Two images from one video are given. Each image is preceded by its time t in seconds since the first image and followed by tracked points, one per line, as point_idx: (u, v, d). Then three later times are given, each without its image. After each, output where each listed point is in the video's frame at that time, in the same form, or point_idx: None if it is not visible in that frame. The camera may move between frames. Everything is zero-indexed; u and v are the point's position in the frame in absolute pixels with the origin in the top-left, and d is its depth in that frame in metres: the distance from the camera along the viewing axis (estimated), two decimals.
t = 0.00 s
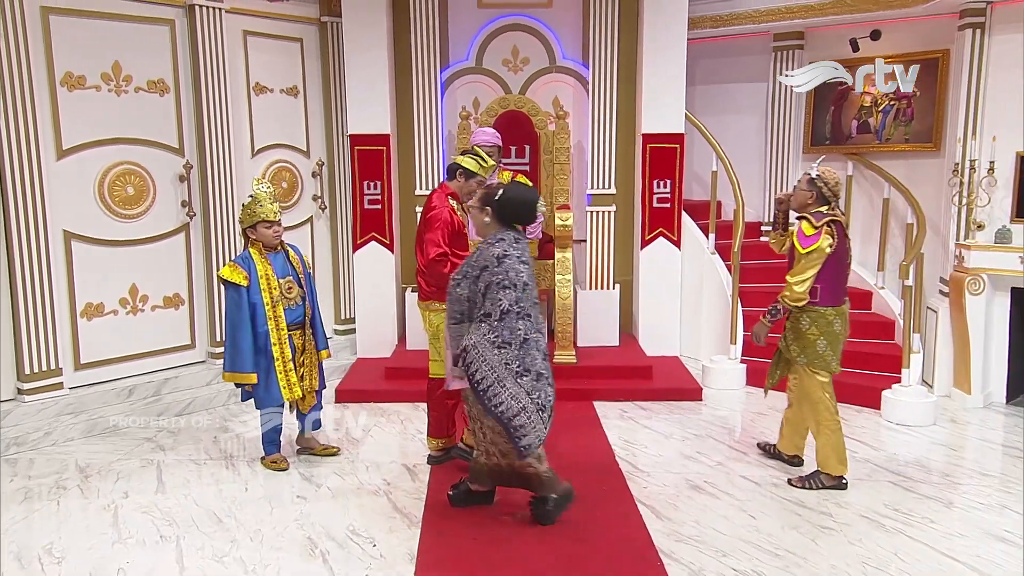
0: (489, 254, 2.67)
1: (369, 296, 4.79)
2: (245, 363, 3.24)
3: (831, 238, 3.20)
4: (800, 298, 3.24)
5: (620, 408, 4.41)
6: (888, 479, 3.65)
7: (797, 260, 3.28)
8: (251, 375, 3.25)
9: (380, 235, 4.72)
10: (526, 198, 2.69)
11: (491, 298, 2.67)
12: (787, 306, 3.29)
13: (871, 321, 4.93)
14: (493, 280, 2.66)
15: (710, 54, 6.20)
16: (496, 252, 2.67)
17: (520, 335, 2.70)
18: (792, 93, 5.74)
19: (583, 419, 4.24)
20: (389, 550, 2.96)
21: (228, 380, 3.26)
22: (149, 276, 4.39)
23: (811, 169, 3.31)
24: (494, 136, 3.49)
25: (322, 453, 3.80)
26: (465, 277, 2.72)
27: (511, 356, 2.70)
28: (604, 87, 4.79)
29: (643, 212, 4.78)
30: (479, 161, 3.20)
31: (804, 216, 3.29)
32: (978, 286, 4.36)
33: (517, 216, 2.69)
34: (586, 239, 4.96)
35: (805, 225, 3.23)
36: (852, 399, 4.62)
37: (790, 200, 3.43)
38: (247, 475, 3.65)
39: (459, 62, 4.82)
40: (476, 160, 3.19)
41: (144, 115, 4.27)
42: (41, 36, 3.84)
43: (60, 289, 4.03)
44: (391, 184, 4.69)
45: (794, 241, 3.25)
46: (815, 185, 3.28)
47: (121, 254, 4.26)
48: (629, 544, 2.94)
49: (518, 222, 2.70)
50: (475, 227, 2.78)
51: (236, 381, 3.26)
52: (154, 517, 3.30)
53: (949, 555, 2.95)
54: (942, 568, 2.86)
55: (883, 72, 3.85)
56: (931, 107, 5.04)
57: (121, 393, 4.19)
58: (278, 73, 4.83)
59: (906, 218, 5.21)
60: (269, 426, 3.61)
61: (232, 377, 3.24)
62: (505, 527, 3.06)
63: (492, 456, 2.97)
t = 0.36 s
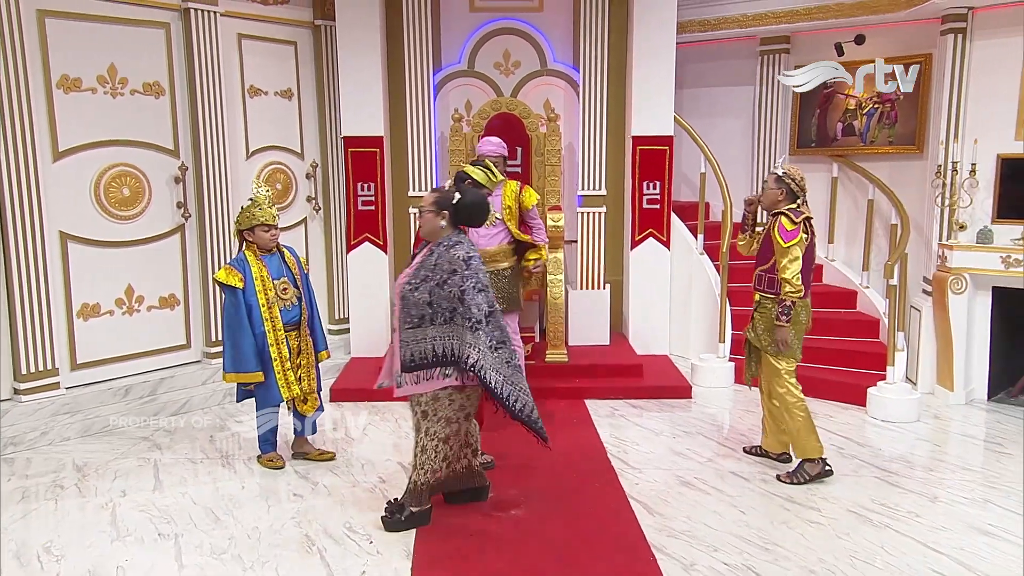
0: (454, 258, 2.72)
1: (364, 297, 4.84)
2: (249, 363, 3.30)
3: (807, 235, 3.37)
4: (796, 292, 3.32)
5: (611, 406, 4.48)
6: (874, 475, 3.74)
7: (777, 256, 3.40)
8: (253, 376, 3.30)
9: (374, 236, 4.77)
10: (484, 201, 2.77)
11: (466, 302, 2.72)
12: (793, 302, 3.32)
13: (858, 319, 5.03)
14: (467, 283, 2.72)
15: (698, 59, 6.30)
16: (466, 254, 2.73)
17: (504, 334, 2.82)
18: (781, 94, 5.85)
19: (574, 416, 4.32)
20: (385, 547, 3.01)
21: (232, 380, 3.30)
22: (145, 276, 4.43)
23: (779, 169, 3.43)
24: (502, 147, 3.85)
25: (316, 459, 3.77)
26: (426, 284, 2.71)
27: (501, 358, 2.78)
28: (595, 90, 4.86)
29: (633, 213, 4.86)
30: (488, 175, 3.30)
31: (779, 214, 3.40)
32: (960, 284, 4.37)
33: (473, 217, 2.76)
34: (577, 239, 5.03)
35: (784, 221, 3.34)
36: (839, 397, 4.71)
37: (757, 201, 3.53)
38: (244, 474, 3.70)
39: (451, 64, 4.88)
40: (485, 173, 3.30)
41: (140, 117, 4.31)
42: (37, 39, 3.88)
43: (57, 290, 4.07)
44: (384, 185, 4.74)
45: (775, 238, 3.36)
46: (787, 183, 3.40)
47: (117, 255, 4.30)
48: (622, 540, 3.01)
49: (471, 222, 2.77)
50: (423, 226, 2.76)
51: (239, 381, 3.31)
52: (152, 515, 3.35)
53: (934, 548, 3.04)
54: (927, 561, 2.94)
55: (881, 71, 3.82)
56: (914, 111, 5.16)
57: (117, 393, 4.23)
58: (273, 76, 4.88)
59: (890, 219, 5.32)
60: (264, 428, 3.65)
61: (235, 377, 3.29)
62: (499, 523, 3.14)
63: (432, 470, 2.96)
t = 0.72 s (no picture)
0: (404, 258, 2.69)
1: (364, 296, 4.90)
2: (267, 361, 3.35)
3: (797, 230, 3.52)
4: (795, 283, 3.48)
5: (609, 404, 4.55)
6: (868, 471, 3.81)
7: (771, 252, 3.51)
8: (268, 375, 3.36)
9: (374, 237, 4.84)
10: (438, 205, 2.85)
11: (412, 300, 2.66)
12: (789, 296, 3.52)
13: (851, 318, 5.11)
14: (415, 283, 2.67)
15: (692, 62, 6.37)
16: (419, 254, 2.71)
17: (449, 338, 2.73)
18: (774, 97, 5.89)
19: (572, 414, 4.39)
20: (389, 543, 3.08)
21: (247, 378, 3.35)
22: (148, 276, 4.49)
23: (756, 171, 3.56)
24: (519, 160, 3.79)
25: (344, 453, 3.88)
26: (377, 284, 2.70)
27: (444, 360, 2.68)
28: (591, 93, 4.92)
29: (630, 214, 4.93)
30: (508, 191, 3.42)
31: (765, 213, 3.54)
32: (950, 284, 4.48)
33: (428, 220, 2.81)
34: (575, 240, 5.09)
35: (777, 218, 3.46)
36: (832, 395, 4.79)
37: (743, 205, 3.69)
38: (247, 471, 3.77)
39: (451, 67, 4.94)
40: (505, 188, 3.42)
41: (142, 119, 4.36)
42: (42, 43, 3.92)
43: (61, 291, 4.12)
44: (384, 187, 4.80)
45: (771, 234, 3.45)
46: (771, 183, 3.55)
47: (119, 255, 4.35)
48: (621, 535, 3.08)
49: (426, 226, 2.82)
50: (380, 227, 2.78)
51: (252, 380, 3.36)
52: (157, 512, 3.42)
53: (927, 543, 3.10)
54: (921, 555, 3.01)
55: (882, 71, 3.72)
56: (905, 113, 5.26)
57: (120, 391, 4.28)
58: (274, 78, 4.93)
59: (882, 220, 5.40)
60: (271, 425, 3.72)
61: (250, 375, 3.34)
62: (500, 520, 3.21)
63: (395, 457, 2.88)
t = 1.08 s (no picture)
0: (385, 259, 2.78)
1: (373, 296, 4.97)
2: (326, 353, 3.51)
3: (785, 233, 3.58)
4: (785, 287, 3.52)
5: (615, 402, 4.62)
6: (871, 468, 3.87)
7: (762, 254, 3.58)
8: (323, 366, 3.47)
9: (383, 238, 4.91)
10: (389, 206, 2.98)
11: (391, 299, 2.75)
12: (779, 297, 3.54)
13: (853, 318, 5.17)
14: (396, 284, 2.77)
15: (696, 65, 6.44)
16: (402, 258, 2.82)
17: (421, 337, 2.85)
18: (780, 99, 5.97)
19: (578, 412, 4.45)
20: (400, 538, 3.14)
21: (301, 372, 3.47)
22: (161, 276, 4.56)
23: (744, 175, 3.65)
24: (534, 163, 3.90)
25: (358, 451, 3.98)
26: (356, 285, 2.78)
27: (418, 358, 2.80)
28: (597, 96, 4.98)
29: (635, 215, 5.00)
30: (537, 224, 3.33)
31: (755, 216, 3.62)
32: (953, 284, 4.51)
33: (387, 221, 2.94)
34: (580, 241, 5.15)
35: (765, 220, 3.56)
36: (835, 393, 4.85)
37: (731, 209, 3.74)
38: (259, 468, 3.84)
39: (458, 71, 5.01)
40: (535, 220, 3.32)
41: (155, 120, 4.43)
42: (58, 47, 4.00)
43: (76, 291, 4.19)
44: (392, 189, 4.88)
45: (758, 237, 3.54)
46: (761, 186, 3.62)
47: (134, 255, 4.42)
48: (628, 531, 3.15)
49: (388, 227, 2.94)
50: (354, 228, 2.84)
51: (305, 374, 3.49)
52: (172, 508, 3.48)
53: (932, 539, 3.16)
54: (924, 551, 3.06)
55: (881, 72, 3.88)
56: (907, 115, 5.32)
57: (135, 389, 4.33)
58: (284, 81, 5.01)
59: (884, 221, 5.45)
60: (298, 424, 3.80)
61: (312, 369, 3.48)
62: (509, 516, 3.27)
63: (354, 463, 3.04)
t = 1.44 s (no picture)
0: (394, 258, 2.84)
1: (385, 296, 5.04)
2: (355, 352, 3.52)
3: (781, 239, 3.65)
4: (764, 292, 3.64)
5: (623, 401, 4.68)
6: (877, 466, 3.92)
7: (754, 258, 3.66)
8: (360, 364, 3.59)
9: (394, 238, 4.98)
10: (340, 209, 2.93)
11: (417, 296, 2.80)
12: (755, 302, 3.67)
13: (859, 317, 5.23)
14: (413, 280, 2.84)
15: (703, 68, 6.52)
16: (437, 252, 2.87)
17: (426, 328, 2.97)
18: (785, 101, 6.03)
19: (587, 411, 4.52)
20: (413, 535, 3.21)
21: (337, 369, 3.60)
22: (177, 275, 4.67)
23: (745, 177, 3.71)
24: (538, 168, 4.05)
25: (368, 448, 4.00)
26: (377, 286, 2.76)
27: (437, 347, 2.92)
28: (606, 99, 5.05)
29: (642, 216, 5.05)
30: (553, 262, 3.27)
31: (752, 218, 3.65)
32: (958, 284, 4.49)
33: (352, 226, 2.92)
34: (588, 242, 5.21)
35: (760, 226, 3.60)
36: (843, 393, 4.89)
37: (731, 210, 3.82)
38: (274, 465, 3.92)
39: (468, 73, 5.08)
40: (551, 256, 3.25)
41: (172, 123, 4.52)
42: (78, 52, 4.09)
43: (95, 291, 4.30)
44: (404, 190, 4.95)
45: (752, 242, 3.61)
46: (756, 189, 3.69)
47: (148, 256, 4.52)
48: (639, 528, 3.21)
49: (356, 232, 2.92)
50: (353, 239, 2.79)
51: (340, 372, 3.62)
52: (190, 504, 3.56)
53: (940, 537, 3.21)
54: (932, 549, 3.11)
55: (882, 71, 3.79)
56: (913, 118, 5.37)
57: (152, 387, 4.44)
58: (298, 85, 5.09)
59: (889, 222, 5.45)
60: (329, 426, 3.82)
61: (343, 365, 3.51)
62: (521, 513, 3.34)
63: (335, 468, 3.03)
